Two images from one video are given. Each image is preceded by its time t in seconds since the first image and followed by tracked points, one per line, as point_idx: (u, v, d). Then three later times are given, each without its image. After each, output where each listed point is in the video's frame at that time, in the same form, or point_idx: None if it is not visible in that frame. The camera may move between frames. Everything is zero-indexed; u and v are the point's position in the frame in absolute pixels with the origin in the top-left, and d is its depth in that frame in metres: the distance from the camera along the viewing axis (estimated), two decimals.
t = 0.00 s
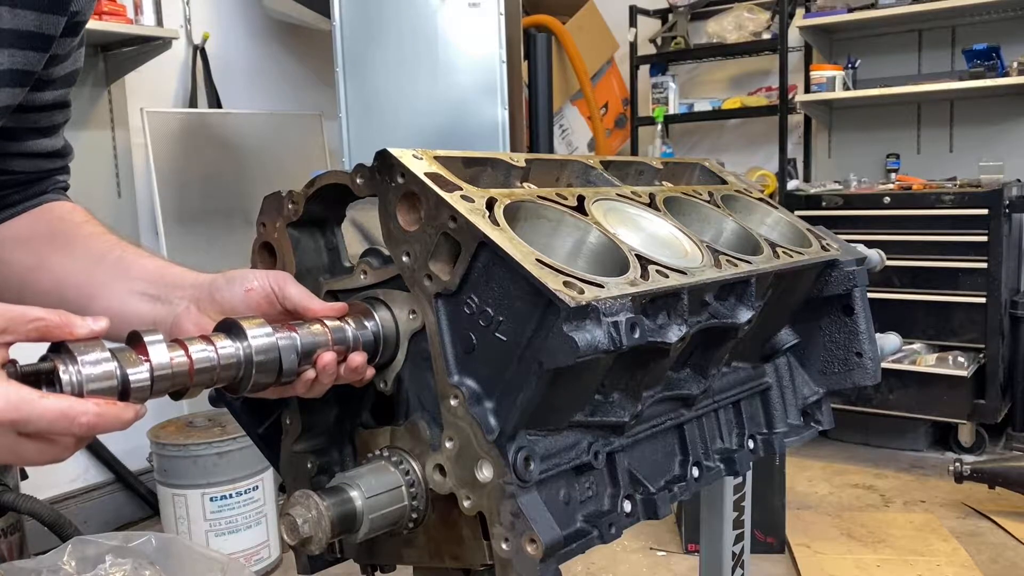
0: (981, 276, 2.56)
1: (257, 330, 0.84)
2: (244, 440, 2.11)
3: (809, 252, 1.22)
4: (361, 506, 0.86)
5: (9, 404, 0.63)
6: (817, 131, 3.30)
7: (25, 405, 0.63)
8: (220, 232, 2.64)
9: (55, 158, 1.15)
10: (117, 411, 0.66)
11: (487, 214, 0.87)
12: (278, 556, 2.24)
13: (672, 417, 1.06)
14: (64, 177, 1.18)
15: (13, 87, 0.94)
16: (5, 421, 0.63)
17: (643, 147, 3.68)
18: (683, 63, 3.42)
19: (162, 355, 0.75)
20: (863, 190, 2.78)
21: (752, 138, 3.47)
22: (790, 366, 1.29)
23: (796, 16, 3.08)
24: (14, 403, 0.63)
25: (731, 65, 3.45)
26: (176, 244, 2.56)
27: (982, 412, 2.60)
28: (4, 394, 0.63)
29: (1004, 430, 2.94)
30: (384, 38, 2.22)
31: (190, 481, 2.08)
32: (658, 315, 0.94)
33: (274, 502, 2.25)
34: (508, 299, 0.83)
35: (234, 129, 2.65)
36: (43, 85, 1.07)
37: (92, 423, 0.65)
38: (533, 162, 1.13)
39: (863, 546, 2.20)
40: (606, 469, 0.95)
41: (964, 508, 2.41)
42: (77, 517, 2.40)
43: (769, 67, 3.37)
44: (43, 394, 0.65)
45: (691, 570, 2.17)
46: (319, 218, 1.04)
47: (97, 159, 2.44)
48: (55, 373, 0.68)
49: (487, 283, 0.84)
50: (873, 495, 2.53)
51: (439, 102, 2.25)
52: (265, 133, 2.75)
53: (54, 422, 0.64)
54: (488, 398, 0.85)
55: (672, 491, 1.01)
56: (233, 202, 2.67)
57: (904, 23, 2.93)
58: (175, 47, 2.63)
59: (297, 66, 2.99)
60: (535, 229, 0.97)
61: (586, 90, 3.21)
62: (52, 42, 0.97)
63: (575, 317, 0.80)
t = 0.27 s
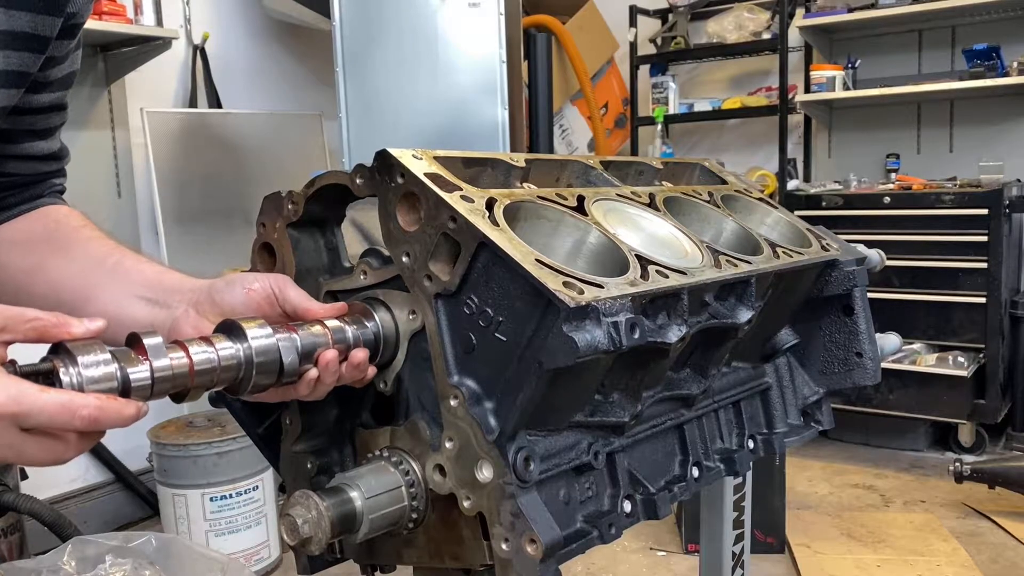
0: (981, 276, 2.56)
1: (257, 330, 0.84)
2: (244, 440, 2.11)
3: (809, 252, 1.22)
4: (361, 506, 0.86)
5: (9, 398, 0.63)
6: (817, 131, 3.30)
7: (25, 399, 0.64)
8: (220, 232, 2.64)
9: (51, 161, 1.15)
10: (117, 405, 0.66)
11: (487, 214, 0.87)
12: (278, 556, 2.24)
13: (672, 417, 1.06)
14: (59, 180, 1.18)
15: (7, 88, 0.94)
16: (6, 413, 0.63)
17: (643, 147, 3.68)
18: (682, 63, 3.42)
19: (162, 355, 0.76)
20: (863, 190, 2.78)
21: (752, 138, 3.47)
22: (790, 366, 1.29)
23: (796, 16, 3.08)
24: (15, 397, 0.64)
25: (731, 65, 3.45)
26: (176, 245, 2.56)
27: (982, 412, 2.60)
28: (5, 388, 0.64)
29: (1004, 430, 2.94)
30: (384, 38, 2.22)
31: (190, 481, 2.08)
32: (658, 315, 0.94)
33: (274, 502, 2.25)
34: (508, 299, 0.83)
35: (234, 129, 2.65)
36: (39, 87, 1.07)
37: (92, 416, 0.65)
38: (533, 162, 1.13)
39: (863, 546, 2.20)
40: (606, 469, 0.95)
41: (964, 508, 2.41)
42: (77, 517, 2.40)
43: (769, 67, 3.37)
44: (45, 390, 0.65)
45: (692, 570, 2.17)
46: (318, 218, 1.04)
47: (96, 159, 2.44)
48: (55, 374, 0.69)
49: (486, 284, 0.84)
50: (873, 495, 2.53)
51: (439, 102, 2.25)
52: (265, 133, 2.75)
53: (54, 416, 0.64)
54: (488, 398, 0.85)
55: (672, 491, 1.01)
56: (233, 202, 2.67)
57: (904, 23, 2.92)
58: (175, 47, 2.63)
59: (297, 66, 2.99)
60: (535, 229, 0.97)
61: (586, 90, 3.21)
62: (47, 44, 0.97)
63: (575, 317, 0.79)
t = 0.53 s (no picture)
0: (981, 276, 2.55)
1: (270, 330, 0.84)
2: (244, 440, 2.11)
3: (809, 252, 1.22)
4: (361, 507, 0.86)
5: (28, 398, 0.63)
6: (817, 131, 3.30)
7: (45, 399, 0.63)
8: (220, 232, 2.64)
9: (49, 157, 1.15)
10: (134, 406, 0.65)
11: (487, 215, 0.87)
12: (278, 556, 2.24)
13: (671, 418, 1.06)
14: (58, 177, 1.18)
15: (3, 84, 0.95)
16: (25, 413, 0.62)
17: (643, 147, 3.68)
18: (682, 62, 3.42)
19: (177, 354, 0.76)
20: (864, 190, 2.78)
21: (751, 138, 3.47)
22: (790, 366, 1.29)
23: (796, 16, 3.08)
24: (34, 396, 0.63)
25: (731, 65, 3.45)
26: (176, 245, 2.56)
27: (982, 412, 2.60)
28: (24, 389, 0.63)
29: (1004, 429, 2.94)
30: (384, 38, 2.22)
31: (190, 481, 2.08)
32: (658, 316, 0.94)
33: (274, 502, 2.25)
34: (508, 300, 0.83)
35: (234, 129, 2.65)
36: (37, 83, 1.07)
37: (111, 417, 0.64)
38: (533, 162, 1.13)
39: (863, 546, 2.20)
40: (606, 469, 0.95)
41: (964, 508, 2.41)
42: (77, 517, 2.40)
43: (769, 67, 3.37)
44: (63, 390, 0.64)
45: (691, 569, 2.17)
46: (318, 218, 1.04)
47: (96, 159, 2.44)
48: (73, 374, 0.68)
49: (487, 284, 0.84)
50: (873, 495, 2.53)
51: (438, 102, 2.25)
52: (265, 133, 2.75)
53: (73, 416, 0.63)
54: (488, 399, 0.85)
55: (672, 491, 1.01)
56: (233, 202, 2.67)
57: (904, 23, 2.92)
58: (175, 47, 2.63)
59: (297, 66, 2.99)
60: (535, 230, 0.97)
61: (586, 90, 3.21)
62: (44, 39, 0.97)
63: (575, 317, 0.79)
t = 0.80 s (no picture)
0: (981, 277, 2.56)
1: (279, 328, 0.85)
2: (245, 440, 2.11)
3: (809, 252, 1.22)
4: (361, 507, 0.86)
5: (43, 405, 0.63)
6: (817, 132, 3.30)
7: (60, 405, 0.63)
8: (220, 232, 2.64)
9: (49, 151, 1.15)
10: (145, 413, 0.67)
11: (487, 215, 0.87)
12: (278, 556, 2.24)
13: (672, 418, 1.06)
14: (58, 170, 1.18)
15: None
16: (40, 419, 0.63)
17: (643, 147, 3.68)
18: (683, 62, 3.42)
19: (190, 354, 0.76)
20: (864, 190, 2.78)
21: (752, 138, 3.47)
22: (790, 366, 1.30)
23: (796, 16, 3.08)
24: (49, 402, 0.63)
25: (731, 65, 3.45)
26: (175, 244, 2.56)
27: (982, 412, 2.60)
28: (40, 394, 0.63)
29: (1004, 429, 2.94)
30: (384, 38, 2.22)
31: (190, 481, 2.08)
32: (658, 315, 0.94)
33: (274, 502, 2.25)
34: (508, 300, 0.83)
35: (234, 129, 2.65)
36: (36, 78, 1.06)
37: (123, 425, 0.65)
38: (533, 163, 1.13)
39: (863, 546, 2.20)
40: (606, 469, 0.95)
41: (964, 508, 2.41)
42: (77, 517, 2.40)
43: (769, 67, 3.37)
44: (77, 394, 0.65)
45: (691, 569, 2.17)
46: (318, 218, 1.04)
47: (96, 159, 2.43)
48: (87, 372, 0.68)
49: (487, 284, 0.84)
50: (874, 495, 2.53)
51: (438, 101, 2.25)
52: (265, 133, 2.75)
53: (88, 425, 0.64)
54: (488, 399, 0.85)
55: (672, 491, 1.01)
56: (233, 202, 2.67)
57: (904, 23, 2.93)
58: (175, 47, 2.63)
59: (297, 66, 2.99)
60: (535, 230, 0.97)
61: (586, 90, 3.21)
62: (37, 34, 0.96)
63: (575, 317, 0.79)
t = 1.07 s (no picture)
0: (981, 277, 2.55)
1: (287, 327, 0.86)
2: (245, 440, 2.11)
3: (809, 252, 1.22)
4: (361, 506, 0.86)
5: (54, 410, 0.63)
6: (817, 132, 3.30)
7: (72, 410, 0.63)
8: (220, 232, 2.64)
9: (42, 156, 1.15)
10: (154, 416, 0.67)
11: (487, 215, 0.87)
12: (278, 556, 2.24)
13: (672, 418, 1.06)
14: (53, 175, 1.19)
15: None
16: (51, 423, 0.63)
17: (643, 147, 3.69)
18: (682, 62, 3.42)
19: (200, 352, 0.77)
20: (864, 190, 2.78)
21: (752, 138, 3.47)
22: (790, 366, 1.29)
23: (796, 16, 3.08)
24: (61, 406, 0.63)
25: (731, 65, 3.45)
26: (175, 244, 2.56)
27: (982, 412, 2.60)
28: (53, 398, 0.64)
29: (1004, 429, 2.94)
30: (384, 38, 2.22)
31: (190, 481, 2.08)
32: (658, 315, 0.94)
33: (274, 502, 2.25)
34: (508, 299, 0.83)
35: (234, 129, 2.65)
36: (28, 84, 1.06)
37: (134, 430, 0.66)
38: (533, 162, 1.13)
39: (863, 546, 2.20)
40: (606, 469, 0.95)
41: (964, 508, 2.41)
42: (77, 517, 2.40)
43: (769, 67, 3.37)
44: (89, 398, 0.65)
45: (691, 569, 2.17)
46: (318, 218, 1.04)
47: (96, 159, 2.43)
48: (97, 372, 0.69)
49: (487, 284, 0.84)
50: (873, 495, 2.53)
51: (438, 101, 2.25)
52: (265, 133, 2.75)
53: (98, 430, 0.65)
54: (488, 399, 0.85)
55: (672, 491, 1.01)
56: (233, 202, 2.67)
57: (904, 23, 2.93)
58: (175, 47, 2.63)
59: (297, 65, 2.99)
60: (535, 229, 0.97)
61: (586, 90, 3.21)
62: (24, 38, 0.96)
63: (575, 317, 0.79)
